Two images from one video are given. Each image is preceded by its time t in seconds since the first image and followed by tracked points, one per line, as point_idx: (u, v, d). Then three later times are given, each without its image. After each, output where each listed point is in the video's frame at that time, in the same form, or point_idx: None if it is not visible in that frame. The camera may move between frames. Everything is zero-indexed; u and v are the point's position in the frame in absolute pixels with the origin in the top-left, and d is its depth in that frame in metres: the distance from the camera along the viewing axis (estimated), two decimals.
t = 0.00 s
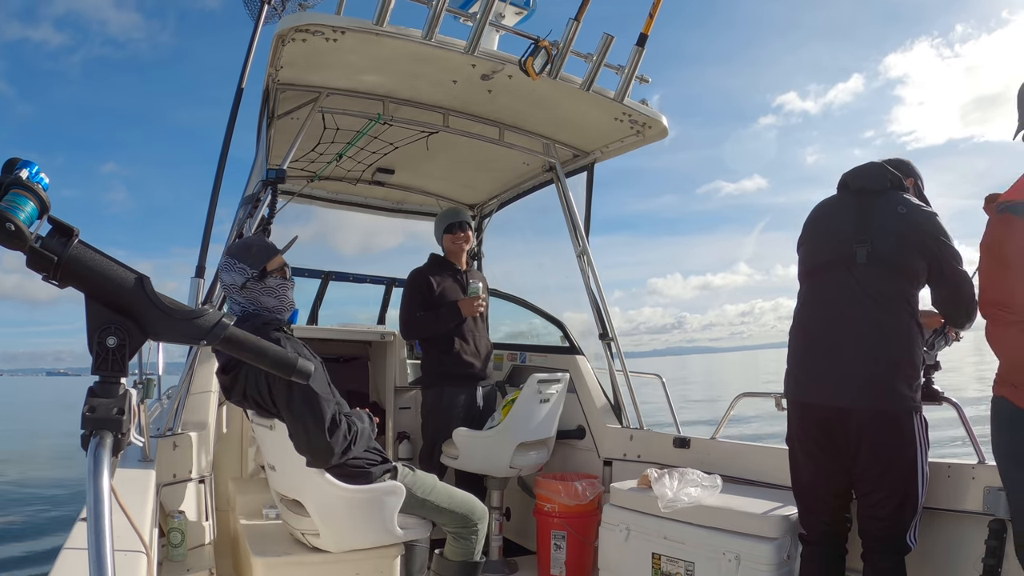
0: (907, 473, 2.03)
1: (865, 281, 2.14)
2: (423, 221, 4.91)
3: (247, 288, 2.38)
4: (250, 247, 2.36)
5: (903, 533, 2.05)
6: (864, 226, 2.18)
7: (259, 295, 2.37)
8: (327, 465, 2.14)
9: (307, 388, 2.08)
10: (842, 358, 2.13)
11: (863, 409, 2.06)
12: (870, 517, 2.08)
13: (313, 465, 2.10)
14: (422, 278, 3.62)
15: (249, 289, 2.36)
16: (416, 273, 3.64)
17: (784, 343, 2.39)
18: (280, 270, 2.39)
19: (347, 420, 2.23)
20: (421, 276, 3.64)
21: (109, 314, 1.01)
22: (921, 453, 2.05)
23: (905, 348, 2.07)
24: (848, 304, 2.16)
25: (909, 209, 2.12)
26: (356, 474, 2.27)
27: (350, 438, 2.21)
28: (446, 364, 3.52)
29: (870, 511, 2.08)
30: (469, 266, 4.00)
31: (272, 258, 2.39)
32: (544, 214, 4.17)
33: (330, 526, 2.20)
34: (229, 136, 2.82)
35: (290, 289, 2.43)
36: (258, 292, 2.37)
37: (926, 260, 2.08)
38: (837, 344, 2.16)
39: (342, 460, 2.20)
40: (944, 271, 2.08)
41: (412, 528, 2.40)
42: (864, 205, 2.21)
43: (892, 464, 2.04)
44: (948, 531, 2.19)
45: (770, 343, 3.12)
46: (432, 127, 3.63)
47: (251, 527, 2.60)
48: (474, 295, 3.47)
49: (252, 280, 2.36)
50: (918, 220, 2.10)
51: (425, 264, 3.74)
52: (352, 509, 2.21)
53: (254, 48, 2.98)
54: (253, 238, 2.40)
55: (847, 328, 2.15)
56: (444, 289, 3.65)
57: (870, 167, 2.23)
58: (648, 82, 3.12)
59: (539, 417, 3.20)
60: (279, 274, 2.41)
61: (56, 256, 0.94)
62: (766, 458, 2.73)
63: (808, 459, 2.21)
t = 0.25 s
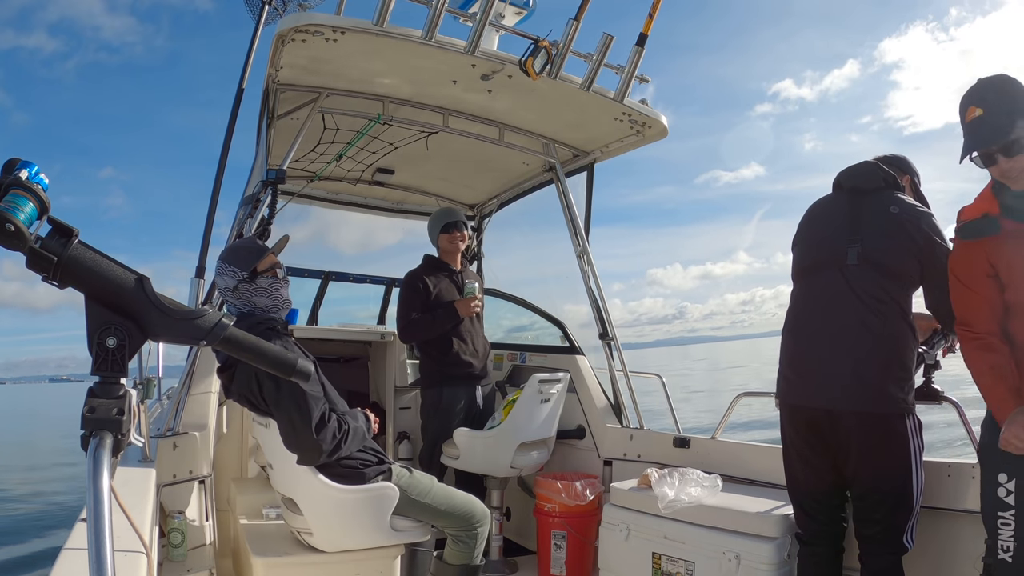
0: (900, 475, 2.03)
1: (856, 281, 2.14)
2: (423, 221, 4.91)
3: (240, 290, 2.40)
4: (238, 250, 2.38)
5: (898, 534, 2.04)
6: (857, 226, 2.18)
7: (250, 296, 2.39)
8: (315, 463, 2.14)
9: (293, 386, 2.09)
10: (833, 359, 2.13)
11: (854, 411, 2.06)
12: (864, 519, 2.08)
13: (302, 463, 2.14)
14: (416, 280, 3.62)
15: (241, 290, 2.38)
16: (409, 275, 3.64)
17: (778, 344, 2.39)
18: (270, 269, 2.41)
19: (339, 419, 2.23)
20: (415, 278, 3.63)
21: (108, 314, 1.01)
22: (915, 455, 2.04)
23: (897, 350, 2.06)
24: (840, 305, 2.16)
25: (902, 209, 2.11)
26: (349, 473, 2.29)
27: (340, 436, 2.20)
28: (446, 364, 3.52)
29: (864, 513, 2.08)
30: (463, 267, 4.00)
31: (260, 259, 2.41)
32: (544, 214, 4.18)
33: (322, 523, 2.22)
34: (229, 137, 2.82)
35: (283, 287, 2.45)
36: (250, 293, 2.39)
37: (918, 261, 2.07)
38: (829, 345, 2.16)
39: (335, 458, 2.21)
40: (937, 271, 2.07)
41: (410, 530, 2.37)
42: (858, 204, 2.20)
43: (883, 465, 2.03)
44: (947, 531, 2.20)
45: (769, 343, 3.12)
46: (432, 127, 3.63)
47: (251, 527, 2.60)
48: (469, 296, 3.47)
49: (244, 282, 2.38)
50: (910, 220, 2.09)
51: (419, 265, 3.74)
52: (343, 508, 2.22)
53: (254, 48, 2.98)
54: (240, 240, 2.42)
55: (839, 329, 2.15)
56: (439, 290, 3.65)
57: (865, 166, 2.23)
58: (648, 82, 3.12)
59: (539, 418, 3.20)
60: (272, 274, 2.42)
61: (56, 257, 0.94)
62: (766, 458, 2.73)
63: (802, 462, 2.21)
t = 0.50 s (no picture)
0: (895, 476, 2.02)
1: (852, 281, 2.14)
2: (423, 221, 4.91)
3: (240, 289, 2.41)
4: (241, 250, 2.43)
5: (895, 534, 2.04)
6: (852, 226, 2.17)
7: (251, 297, 2.40)
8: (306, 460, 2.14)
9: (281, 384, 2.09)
10: (828, 359, 2.14)
11: (849, 412, 2.06)
12: (861, 520, 2.08)
13: (291, 460, 2.14)
14: (416, 280, 3.62)
15: (241, 289, 2.38)
16: (409, 276, 3.63)
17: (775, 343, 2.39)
18: (271, 269, 2.41)
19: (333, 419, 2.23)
20: (415, 278, 3.64)
21: (109, 314, 1.01)
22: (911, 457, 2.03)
23: (892, 351, 2.06)
24: (835, 306, 2.16)
25: (897, 210, 2.11)
26: (344, 471, 2.31)
27: (329, 435, 2.19)
28: (445, 365, 3.52)
29: (860, 513, 2.08)
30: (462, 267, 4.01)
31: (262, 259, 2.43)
32: (544, 214, 4.18)
33: (316, 522, 2.22)
34: (228, 137, 2.82)
35: (283, 288, 2.43)
36: (250, 292, 2.39)
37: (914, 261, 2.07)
38: (825, 345, 2.16)
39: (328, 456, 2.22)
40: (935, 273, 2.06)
41: (406, 533, 2.36)
42: (855, 205, 2.19)
43: (878, 466, 2.03)
44: (946, 531, 2.20)
45: (769, 343, 3.12)
46: (432, 127, 3.63)
47: (251, 527, 2.60)
48: (467, 295, 3.47)
49: (245, 281, 2.39)
50: (906, 220, 2.08)
51: (419, 266, 3.74)
52: (336, 507, 2.22)
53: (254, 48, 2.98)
54: (245, 243, 2.47)
55: (834, 330, 2.15)
56: (438, 291, 3.66)
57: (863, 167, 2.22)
58: (648, 82, 3.12)
59: (540, 418, 3.20)
60: (273, 274, 2.42)
61: (56, 257, 0.94)
62: (766, 457, 2.73)
63: (798, 463, 2.20)
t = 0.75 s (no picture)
0: (894, 475, 2.02)
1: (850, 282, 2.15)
2: (423, 221, 4.91)
3: (245, 288, 2.42)
4: (252, 249, 2.42)
5: (894, 534, 2.04)
6: (850, 226, 2.18)
7: (254, 297, 2.40)
8: (299, 457, 2.15)
9: (276, 383, 2.12)
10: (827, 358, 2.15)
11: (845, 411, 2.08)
12: (860, 520, 2.08)
13: (284, 459, 2.16)
14: (421, 280, 3.63)
15: (246, 287, 2.39)
16: (415, 275, 3.64)
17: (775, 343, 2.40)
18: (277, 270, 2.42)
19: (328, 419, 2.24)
20: (420, 278, 3.64)
21: (109, 315, 1.01)
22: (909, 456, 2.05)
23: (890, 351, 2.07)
24: (832, 306, 2.16)
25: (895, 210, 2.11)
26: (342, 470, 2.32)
27: (323, 434, 2.19)
28: (446, 366, 3.52)
29: (860, 513, 2.08)
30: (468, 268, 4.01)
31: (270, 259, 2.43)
32: (544, 214, 4.18)
33: (318, 523, 2.22)
34: (229, 137, 2.82)
35: (288, 289, 2.44)
36: (254, 291, 2.40)
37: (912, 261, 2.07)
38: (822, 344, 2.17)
39: (322, 455, 2.22)
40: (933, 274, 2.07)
41: (401, 534, 2.35)
42: (854, 205, 2.20)
43: (878, 465, 2.03)
44: (946, 531, 2.20)
45: (768, 343, 3.12)
46: (431, 127, 3.63)
47: (251, 527, 2.60)
48: (472, 296, 3.47)
49: (250, 279, 2.40)
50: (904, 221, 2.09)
51: (424, 265, 3.74)
52: (338, 510, 2.22)
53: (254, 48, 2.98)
54: (256, 240, 2.46)
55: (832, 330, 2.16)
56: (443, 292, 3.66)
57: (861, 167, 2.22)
58: (648, 82, 3.11)
59: (539, 418, 3.20)
60: (278, 275, 2.44)
61: (56, 257, 0.94)
62: (766, 458, 2.73)
63: (797, 464, 2.20)
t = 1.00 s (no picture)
0: (891, 478, 2.02)
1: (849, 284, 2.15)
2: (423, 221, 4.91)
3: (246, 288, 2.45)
4: (256, 250, 2.45)
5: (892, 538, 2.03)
6: (850, 228, 2.18)
7: (253, 297, 2.43)
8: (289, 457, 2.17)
9: (265, 385, 2.15)
10: (825, 360, 2.15)
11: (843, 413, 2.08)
12: (859, 525, 2.08)
13: (273, 459, 2.18)
14: (426, 279, 3.63)
15: (245, 288, 2.42)
16: (421, 274, 3.65)
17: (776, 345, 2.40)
18: (276, 272, 2.43)
19: (318, 420, 2.25)
20: (426, 277, 3.65)
21: (109, 314, 1.01)
22: (906, 459, 2.04)
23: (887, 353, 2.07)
24: (832, 307, 2.17)
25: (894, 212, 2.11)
26: (337, 470, 2.33)
27: (311, 436, 2.19)
28: (448, 365, 3.52)
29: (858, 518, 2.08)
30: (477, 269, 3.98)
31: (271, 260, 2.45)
32: (543, 215, 4.18)
33: (320, 523, 2.22)
34: (229, 136, 2.81)
35: (287, 292, 2.43)
36: (254, 291, 2.43)
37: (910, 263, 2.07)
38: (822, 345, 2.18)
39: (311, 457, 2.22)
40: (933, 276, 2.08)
41: (394, 535, 2.35)
42: (856, 208, 2.20)
43: (875, 468, 2.03)
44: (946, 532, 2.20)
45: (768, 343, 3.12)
46: (431, 127, 3.63)
47: (251, 527, 2.60)
48: (477, 298, 3.47)
49: (250, 279, 2.42)
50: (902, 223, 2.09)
51: (431, 264, 3.75)
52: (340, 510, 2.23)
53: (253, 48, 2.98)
54: (262, 242, 2.50)
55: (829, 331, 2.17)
56: (449, 291, 3.66)
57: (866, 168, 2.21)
58: (648, 82, 3.11)
59: (539, 418, 3.20)
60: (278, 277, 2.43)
61: (56, 257, 0.94)
62: (767, 458, 2.73)
63: (796, 470, 2.20)
